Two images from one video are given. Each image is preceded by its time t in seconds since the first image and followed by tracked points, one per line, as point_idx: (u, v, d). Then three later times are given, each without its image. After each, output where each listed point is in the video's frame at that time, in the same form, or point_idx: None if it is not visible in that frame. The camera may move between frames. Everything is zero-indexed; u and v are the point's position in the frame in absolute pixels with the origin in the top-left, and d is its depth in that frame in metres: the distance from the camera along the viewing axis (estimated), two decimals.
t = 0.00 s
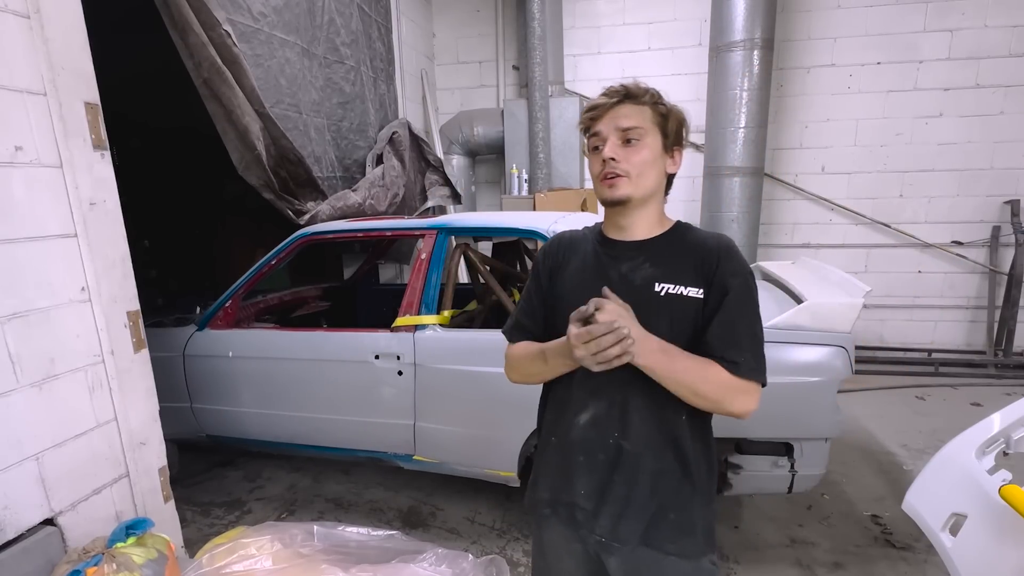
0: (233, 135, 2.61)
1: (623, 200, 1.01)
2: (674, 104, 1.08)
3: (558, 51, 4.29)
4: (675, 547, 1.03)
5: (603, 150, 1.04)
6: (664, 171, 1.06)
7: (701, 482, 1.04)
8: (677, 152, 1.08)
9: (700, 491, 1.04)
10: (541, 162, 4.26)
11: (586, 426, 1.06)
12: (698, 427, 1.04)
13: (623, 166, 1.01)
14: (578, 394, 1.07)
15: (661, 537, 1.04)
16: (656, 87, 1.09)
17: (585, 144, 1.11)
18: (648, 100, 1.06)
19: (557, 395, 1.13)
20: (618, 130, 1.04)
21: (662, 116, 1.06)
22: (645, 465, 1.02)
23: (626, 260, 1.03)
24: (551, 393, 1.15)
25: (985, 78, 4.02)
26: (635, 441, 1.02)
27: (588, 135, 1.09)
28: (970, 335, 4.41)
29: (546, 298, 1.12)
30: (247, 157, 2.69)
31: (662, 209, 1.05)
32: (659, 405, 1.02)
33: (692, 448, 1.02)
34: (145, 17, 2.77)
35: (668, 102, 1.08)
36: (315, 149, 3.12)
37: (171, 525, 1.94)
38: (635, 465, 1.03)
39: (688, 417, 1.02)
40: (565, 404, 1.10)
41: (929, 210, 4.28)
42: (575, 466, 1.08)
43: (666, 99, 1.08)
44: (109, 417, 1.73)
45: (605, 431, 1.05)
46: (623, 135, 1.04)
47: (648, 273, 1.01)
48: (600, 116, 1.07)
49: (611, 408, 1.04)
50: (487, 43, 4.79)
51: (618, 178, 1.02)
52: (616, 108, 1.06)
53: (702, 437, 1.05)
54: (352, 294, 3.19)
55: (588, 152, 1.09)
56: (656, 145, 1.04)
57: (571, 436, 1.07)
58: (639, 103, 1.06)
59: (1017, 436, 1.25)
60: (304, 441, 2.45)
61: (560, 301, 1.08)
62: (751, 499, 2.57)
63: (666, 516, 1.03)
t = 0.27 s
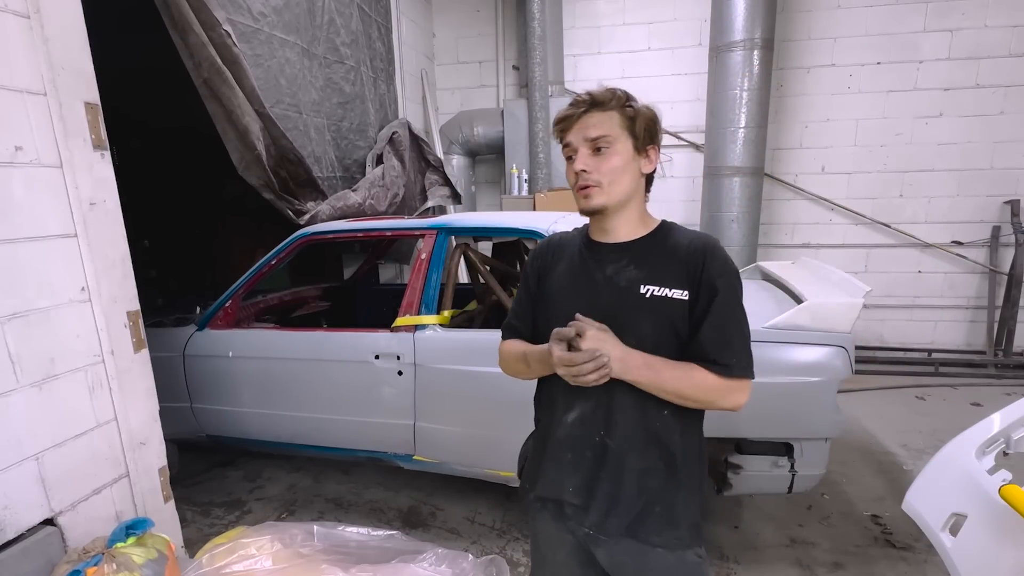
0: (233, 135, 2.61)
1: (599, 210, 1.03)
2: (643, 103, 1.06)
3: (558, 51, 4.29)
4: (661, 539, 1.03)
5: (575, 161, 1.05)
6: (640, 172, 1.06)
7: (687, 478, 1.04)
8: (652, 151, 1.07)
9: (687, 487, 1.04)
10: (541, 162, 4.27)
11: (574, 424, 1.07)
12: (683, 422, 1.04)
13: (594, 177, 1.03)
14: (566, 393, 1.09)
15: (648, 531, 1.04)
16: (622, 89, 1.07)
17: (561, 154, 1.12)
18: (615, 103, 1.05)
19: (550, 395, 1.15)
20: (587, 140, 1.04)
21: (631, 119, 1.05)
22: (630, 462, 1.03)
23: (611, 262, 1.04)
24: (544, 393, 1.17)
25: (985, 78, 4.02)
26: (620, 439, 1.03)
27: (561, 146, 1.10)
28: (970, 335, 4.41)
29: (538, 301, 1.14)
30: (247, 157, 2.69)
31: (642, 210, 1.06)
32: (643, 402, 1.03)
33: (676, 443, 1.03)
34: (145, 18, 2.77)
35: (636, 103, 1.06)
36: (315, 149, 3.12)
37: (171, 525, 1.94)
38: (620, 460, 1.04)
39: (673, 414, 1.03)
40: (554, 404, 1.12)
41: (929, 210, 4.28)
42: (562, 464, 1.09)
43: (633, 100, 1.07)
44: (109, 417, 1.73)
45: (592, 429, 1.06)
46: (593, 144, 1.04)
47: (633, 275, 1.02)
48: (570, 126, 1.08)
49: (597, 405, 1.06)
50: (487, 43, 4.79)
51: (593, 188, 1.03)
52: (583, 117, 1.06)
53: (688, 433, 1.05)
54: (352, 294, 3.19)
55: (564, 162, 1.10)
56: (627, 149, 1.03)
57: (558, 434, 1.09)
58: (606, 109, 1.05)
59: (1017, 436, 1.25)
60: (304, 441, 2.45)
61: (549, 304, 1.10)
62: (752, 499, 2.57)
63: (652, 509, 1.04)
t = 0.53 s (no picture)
0: (234, 136, 2.61)
1: (586, 213, 1.04)
2: (628, 108, 1.08)
3: (558, 51, 4.30)
4: (653, 529, 1.06)
5: (562, 166, 1.06)
6: (625, 177, 1.08)
7: (678, 469, 1.06)
8: (637, 155, 1.09)
9: (678, 478, 1.06)
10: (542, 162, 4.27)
11: (569, 421, 1.07)
12: (673, 416, 1.06)
13: (581, 181, 1.04)
14: (560, 390, 1.08)
15: (642, 522, 1.06)
16: (608, 94, 1.08)
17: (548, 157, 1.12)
18: (601, 109, 1.06)
19: (540, 392, 1.14)
20: (574, 145, 1.05)
21: (617, 124, 1.06)
22: (624, 456, 1.05)
23: (600, 263, 1.06)
24: (536, 391, 1.16)
25: (984, 78, 4.03)
26: (615, 433, 1.04)
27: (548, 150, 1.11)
28: (970, 335, 4.41)
29: (529, 302, 1.15)
30: (248, 158, 2.69)
31: (628, 212, 1.07)
32: (636, 398, 1.04)
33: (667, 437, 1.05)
34: (144, 19, 2.77)
35: (621, 108, 1.08)
36: (315, 149, 3.13)
37: (171, 525, 1.95)
38: (614, 455, 1.05)
39: (665, 408, 1.04)
40: (548, 400, 1.12)
41: (928, 211, 4.29)
42: (557, 460, 1.09)
43: (619, 105, 1.08)
44: (109, 417, 1.73)
45: (587, 425, 1.06)
46: (580, 149, 1.05)
47: (621, 274, 1.03)
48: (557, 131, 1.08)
49: (592, 402, 1.06)
50: (487, 44, 4.80)
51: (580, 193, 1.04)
52: (571, 122, 1.07)
53: (678, 427, 1.06)
54: (352, 294, 3.20)
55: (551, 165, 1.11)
56: (613, 154, 1.05)
57: (554, 431, 1.09)
58: (593, 114, 1.06)
59: (1016, 435, 1.26)
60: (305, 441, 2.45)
61: (541, 304, 1.11)
62: (751, 499, 2.57)
63: (645, 502, 1.06)
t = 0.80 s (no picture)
0: (234, 136, 2.61)
1: (591, 215, 1.05)
2: (630, 114, 1.09)
3: (558, 51, 4.30)
4: (652, 522, 1.06)
5: (569, 166, 1.05)
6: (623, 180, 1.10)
7: (675, 463, 1.08)
8: (632, 160, 1.12)
9: (674, 472, 1.08)
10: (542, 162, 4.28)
11: (569, 420, 1.07)
12: (669, 411, 1.07)
13: (591, 183, 1.04)
14: (559, 390, 1.07)
15: (642, 517, 1.06)
16: (612, 97, 1.08)
17: (548, 153, 1.09)
18: (607, 112, 1.06)
19: (537, 392, 1.12)
20: (583, 147, 1.04)
21: (620, 130, 1.07)
22: (624, 452, 1.05)
23: (595, 263, 1.07)
24: (531, 392, 1.15)
25: (984, 78, 4.03)
26: (615, 430, 1.05)
27: (549, 148, 1.08)
28: (970, 335, 4.41)
29: (522, 304, 1.15)
30: (248, 158, 2.69)
31: (622, 214, 1.10)
32: (635, 395, 1.05)
33: (665, 433, 1.06)
34: (144, 19, 2.77)
35: (624, 112, 1.09)
36: (315, 149, 3.12)
37: (171, 525, 1.95)
38: (614, 452, 1.05)
39: (662, 404, 1.06)
40: (547, 400, 1.10)
41: (928, 210, 4.29)
42: (557, 460, 1.08)
43: (622, 109, 1.09)
44: (109, 417, 1.73)
45: (587, 423, 1.06)
46: (588, 152, 1.04)
47: (617, 273, 1.05)
48: (564, 131, 1.06)
49: (592, 400, 1.06)
50: (487, 44, 4.80)
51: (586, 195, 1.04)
52: (579, 122, 1.05)
53: (673, 422, 1.08)
54: (352, 294, 3.20)
55: (552, 163, 1.08)
56: (617, 159, 1.06)
57: (553, 431, 1.08)
58: (600, 118, 1.06)
59: (1016, 435, 1.26)
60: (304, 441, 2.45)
61: (536, 305, 1.10)
62: (752, 499, 2.57)
63: (644, 497, 1.06)
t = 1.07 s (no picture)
0: (234, 136, 2.61)
1: (603, 215, 1.05)
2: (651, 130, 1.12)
3: (558, 51, 4.30)
4: (650, 517, 1.08)
5: (594, 163, 1.04)
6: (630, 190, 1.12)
7: (670, 458, 1.10)
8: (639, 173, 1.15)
9: (670, 467, 1.10)
10: (541, 162, 4.28)
11: (570, 420, 1.07)
12: (665, 408, 1.09)
13: (611, 186, 1.04)
14: (560, 390, 1.07)
15: (642, 513, 1.08)
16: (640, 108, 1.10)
17: (569, 144, 1.07)
18: (636, 122, 1.08)
19: (535, 393, 1.10)
20: (611, 148, 1.04)
21: (641, 140, 1.10)
22: (625, 449, 1.06)
23: (592, 263, 1.08)
24: (527, 394, 1.13)
25: (984, 78, 4.03)
26: (616, 428, 1.06)
27: (576, 139, 1.05)
28: (970, 335, 4.41)
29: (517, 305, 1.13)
30: (248, 158, 2.69)
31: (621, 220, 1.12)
32: (633, 393, 1.06)
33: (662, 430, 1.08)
34: (144, 19, 2.77)
35: (647, 127, 1.11)
36: (315, 149, 3.12)
37: (171, 525, 1.95)
38: (615, 449, 1.06)
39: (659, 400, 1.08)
40: (546, 401, 1.09)
41: (928, 210, 4.29)
42: (558, 460, 1.08)
43: (646, 123, 1.11)
44: (109, 417, 1.73)
45: (588, 422, 1.07)
46: (614, 154, 1.04)
47: (615, 273, 1.07)
48: (596, 127, 1.05)
49: (592, 399, 1.07)
50: (487, 44, 4.80)
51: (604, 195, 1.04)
52: (611, 122, 1.05)
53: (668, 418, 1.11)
54: (352, 295, 3.20)
55: (571, 154, 1.06)
56: (633, 169, 1.08)
57: (554, 430, 1.07)
58: (629, 124, 1.07)
59: (1016, 435, 1.26)
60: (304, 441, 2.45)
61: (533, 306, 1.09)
62: (751, 499, 2.57)
63: (642, 493, 1.08)
